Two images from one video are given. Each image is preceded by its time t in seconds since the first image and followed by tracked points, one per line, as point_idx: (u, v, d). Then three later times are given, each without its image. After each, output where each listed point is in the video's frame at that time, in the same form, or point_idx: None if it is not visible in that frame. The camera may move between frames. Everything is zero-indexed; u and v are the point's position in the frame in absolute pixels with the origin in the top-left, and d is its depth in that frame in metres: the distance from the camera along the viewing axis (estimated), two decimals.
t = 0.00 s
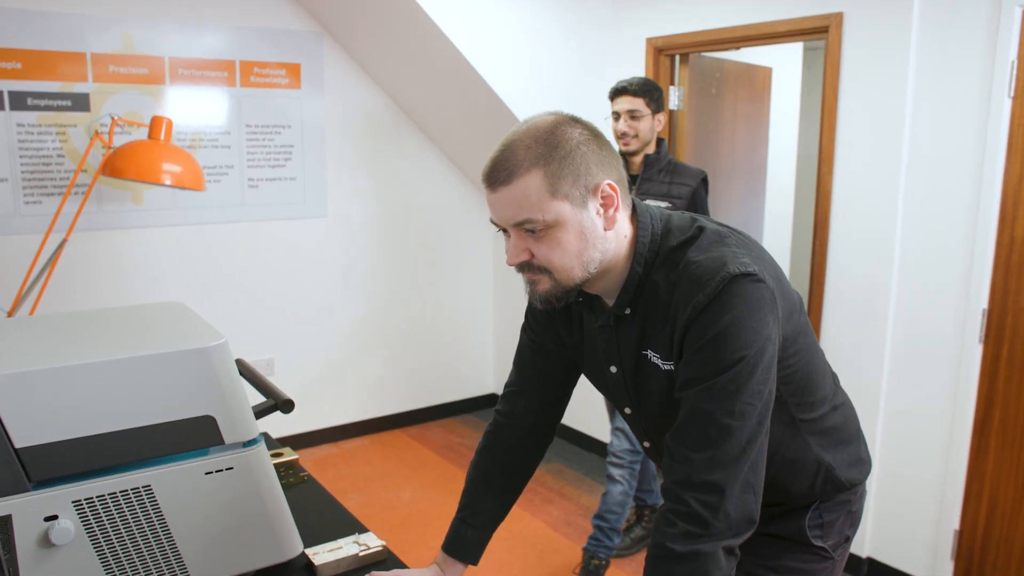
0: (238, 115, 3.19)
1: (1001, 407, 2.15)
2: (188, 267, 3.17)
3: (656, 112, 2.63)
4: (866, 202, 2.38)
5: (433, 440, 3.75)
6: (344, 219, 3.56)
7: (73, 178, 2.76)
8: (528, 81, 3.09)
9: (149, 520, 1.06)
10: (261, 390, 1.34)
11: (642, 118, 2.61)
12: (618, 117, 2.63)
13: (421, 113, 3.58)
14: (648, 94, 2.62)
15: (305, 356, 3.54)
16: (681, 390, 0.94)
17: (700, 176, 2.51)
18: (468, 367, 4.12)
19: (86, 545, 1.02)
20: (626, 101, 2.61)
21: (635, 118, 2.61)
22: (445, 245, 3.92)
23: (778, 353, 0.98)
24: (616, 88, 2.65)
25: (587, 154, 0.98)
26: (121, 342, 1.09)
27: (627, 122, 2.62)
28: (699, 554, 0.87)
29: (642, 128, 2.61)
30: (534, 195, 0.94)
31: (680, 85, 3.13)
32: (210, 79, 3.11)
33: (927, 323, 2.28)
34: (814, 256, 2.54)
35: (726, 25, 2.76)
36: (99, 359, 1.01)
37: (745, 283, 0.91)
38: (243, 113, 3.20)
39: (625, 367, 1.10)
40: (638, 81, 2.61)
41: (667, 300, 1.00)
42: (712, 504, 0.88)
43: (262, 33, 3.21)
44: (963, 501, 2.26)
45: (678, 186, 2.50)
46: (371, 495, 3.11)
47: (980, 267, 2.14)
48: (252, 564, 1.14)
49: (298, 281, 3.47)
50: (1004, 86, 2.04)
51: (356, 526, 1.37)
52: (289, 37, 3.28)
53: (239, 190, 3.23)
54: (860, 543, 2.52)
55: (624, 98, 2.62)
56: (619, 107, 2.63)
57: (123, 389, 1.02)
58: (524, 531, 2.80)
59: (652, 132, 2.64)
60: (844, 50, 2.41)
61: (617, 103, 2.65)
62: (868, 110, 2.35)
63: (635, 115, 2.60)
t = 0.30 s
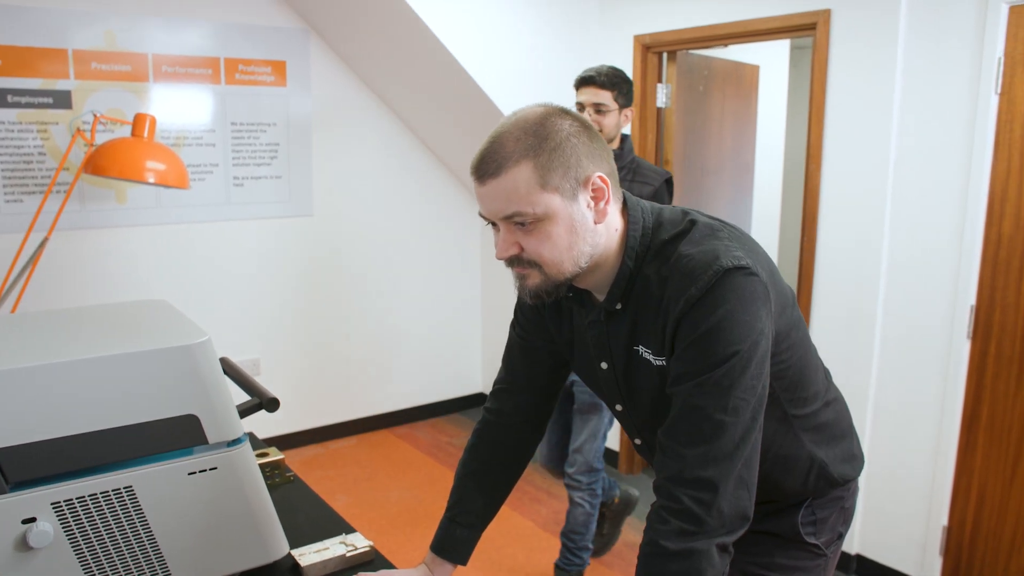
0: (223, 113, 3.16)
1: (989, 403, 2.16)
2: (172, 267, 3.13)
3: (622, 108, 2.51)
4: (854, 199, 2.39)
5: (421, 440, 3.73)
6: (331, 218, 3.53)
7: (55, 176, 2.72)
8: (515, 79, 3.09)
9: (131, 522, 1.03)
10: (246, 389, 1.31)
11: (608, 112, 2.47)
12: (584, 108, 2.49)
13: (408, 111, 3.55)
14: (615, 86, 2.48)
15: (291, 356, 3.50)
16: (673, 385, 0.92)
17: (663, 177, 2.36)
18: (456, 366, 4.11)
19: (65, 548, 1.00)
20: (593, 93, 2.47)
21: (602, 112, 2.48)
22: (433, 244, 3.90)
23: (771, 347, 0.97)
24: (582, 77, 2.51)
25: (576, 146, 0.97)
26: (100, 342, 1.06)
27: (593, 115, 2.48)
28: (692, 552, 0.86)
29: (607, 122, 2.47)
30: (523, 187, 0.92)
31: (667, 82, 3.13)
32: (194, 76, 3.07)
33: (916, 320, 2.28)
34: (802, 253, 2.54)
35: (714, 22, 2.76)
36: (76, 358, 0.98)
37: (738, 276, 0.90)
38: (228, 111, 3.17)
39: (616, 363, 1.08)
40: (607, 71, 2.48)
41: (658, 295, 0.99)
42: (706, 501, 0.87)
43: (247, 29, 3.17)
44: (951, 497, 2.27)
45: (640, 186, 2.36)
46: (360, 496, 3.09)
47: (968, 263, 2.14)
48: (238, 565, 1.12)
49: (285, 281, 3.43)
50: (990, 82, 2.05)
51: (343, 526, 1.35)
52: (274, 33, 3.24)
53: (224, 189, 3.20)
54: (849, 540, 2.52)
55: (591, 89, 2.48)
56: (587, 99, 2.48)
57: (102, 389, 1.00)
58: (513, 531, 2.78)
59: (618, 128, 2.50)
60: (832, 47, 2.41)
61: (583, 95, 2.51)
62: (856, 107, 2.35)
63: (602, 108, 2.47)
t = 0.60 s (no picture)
0: (209, 109, 3.12)
1: (978, 396, 2.16)
2: (157, 264, 3.10)
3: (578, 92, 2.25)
4: (844, 194, 2.39)
5: (410, 438, 3.71)
6: (318, 215, 3.50)
7: (37, 171, 2.68)
8: (503, 76, 3.08)
9: (114, 518, 1.01)
10: (232, 382, 1.29)
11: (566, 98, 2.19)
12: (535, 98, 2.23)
13: (395, 107, 3.53)
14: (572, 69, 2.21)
15: (278, 355, 3.47)
16: (667, 374, 0.91)
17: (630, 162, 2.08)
18: (445, 364, 4.09)
19: (46, 544, 0.97)
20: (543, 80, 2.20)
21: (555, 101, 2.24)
22: (421, 241, 3.88)
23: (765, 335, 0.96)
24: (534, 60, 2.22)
25: (568, 130, 0.95)
26: (80, 334, 1.04)
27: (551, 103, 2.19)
28: (687, 543, 0.85)
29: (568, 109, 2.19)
30: (513, 170, 0.91)
31: (656, 78, 3.12)
32: (179, 71, 3.04)
33: (905, 314, 2.29)
34: (792, 248, 2.54)
35: (702, 17, 2.75)
36: (54, 351, 0.96)
37: (732, 262, 0.89)
38: (214, 107, 3.14)
39: (608, 353, 1.07)
40: (562, 54, 2.18)
41: (651, 283, 0.98)
42: (701, 491, 0.85)
43: (232, 24, 3.14)
44: (941, 490, 2.27)
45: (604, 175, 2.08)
46: (348, 495, 3.06)
47: (957, 257, 2.15)
48: (223, 562, 1.09)
49: (272, 278, 3.41)
50: (979, 76, 2.05)
51: (331, 522, 1.33)
52: (260, 28, 3.21)
53: (210, 185, 3.16)
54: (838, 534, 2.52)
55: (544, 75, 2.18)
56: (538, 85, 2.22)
57: (82, 382, 0.97)
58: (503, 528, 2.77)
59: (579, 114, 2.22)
60: (821, 42, 2.42)
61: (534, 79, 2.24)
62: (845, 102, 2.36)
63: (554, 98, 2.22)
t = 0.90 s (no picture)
0: (204, 105, 3.11)
1: (976, 390, 2.16)
2: (153, 262, 3.08)
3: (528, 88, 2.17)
4: (841, 189, 2.40)
5: (407, 436, 3.69)
6: (314, 213, 3.49)
7: (32, 167, 2.66)
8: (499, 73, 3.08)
9: (113, 510, 1.00)
10: (231, 375, 1.28)
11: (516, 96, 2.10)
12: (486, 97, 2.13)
13: (391, 104, 3.53)
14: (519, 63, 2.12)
15: (275, 353, 3.46)
16: (671, 362, 0.91)
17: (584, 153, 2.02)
18: (442, 362, 4.08)
19: (44, 536, 0.96)
20: (491, 78, 2.10)
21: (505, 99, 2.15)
22: (417, 239, 3.87)
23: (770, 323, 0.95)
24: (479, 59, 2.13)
25: (561, 118, 0.94)
26: (75, 325, 1.03)
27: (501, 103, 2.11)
28: (693, 531, 0.85)
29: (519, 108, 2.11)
30: (500, 159, 0.91)
31: (653, 74, 3.13)
32: (175, 68, 3.03)
33: (903, 308, 2.29)
34: (789, 243, 2.54)
35: (699, 13, 2.76)
36: (50, 342, 0.95)
37: (738, 249, 0.88)
38: (210, 103, 3.12)
39: (610, 342, 1.07)
40: (508, 51, 2.09)
41: (655, 270, 0.98)
42: (706, 479, 0.85)
43: (228, 20, 3.13)
44: (939, 484, 2.28)
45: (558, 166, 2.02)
46: (345, 492, 3.05)
47: (955, 251, 2.15)
48: (222, 556, 1.08)
49: (268, 276, 3.39)
50: (976, 71, 2.06)
51: (331, 515, 1.32)
52: (256, 25, 3.20)
53: (206, 182, 3.15)
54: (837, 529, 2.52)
55: (491, 73, 2.09)
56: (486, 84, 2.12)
57: (80, 373, 0.96)
58: (501, 525, 2.76)
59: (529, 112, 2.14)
60: (818, 38, 2.42)
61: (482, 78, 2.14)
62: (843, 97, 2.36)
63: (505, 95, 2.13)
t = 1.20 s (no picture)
0: (205, 102, 3.11)
1: (977, 386, 2.17)
2: (153, 259, 3.08)
3: (471, 76, 2.02)
4: (843, 185, 2.40)
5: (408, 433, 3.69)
6: (313, 210, 3.49)
7: (32, 164, 2.65)
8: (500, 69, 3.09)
9: (117, 503, 1.00)
10: (235, 368, 1.28)
11: (457, 84, 1.99)
12: (426, 88, 1.98)
13: (392, 101, 3.52)
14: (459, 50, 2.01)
15: (275, 350, 3.45)
16: (682, 353, 0.90)
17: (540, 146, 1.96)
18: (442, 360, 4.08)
19: (49, 528, 0.96)
20: (429, 67, 1.98)
21: (447, 87, 1.99)
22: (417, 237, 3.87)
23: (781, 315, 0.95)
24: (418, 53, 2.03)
25: (539, 119, 0.93)
26: (78, 317, 1.02)
27: (442, 93, 1.99)
28: (704, 523, 0.85)
29: (461, 96, 2.00)
30: (478, 153, 0.97)
31: (654, 71, 3.13)
32: (175, 64, 3.02)
33: (904, 305, 2.30)
34: (791, 239, 2.55)
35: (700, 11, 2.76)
36: (53, 333, 0.94)
37: (750, 239, 0.88)
38: (210, 100, 3.12)
39: (618, 333, 1.07)
40: (443, 37, 1.98)
41: (666, 261, 0.97)
42: (717, 470, 0.85)
43: (228, 17, 3.12)
44: (940, 481, 2.28)
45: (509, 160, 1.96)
46: (346, 490, 3.04)
47: (957, 247, 2.15)
48: (226, 550, 1.08)
49: (268, 273, 3.39)
50: (977, 67, 2.06)
51: (335, 509, 1.31)
52: (257, 22, 3.20)
53: (206, 179, 3.15)
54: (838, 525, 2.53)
55: (429, 62, 1.98)
56: (425, 75, 2.00)
57: (84, 365, 0.96)
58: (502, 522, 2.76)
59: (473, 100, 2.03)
60: (820, 34, 2.43)
61: (421, 72, 2.02)
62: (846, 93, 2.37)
63: (447, 84, 1.97)
